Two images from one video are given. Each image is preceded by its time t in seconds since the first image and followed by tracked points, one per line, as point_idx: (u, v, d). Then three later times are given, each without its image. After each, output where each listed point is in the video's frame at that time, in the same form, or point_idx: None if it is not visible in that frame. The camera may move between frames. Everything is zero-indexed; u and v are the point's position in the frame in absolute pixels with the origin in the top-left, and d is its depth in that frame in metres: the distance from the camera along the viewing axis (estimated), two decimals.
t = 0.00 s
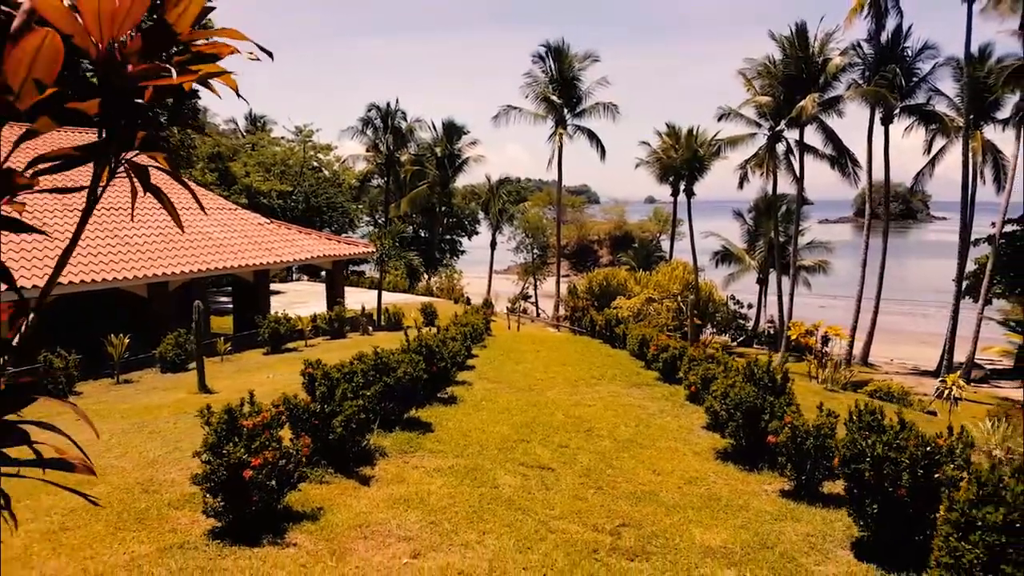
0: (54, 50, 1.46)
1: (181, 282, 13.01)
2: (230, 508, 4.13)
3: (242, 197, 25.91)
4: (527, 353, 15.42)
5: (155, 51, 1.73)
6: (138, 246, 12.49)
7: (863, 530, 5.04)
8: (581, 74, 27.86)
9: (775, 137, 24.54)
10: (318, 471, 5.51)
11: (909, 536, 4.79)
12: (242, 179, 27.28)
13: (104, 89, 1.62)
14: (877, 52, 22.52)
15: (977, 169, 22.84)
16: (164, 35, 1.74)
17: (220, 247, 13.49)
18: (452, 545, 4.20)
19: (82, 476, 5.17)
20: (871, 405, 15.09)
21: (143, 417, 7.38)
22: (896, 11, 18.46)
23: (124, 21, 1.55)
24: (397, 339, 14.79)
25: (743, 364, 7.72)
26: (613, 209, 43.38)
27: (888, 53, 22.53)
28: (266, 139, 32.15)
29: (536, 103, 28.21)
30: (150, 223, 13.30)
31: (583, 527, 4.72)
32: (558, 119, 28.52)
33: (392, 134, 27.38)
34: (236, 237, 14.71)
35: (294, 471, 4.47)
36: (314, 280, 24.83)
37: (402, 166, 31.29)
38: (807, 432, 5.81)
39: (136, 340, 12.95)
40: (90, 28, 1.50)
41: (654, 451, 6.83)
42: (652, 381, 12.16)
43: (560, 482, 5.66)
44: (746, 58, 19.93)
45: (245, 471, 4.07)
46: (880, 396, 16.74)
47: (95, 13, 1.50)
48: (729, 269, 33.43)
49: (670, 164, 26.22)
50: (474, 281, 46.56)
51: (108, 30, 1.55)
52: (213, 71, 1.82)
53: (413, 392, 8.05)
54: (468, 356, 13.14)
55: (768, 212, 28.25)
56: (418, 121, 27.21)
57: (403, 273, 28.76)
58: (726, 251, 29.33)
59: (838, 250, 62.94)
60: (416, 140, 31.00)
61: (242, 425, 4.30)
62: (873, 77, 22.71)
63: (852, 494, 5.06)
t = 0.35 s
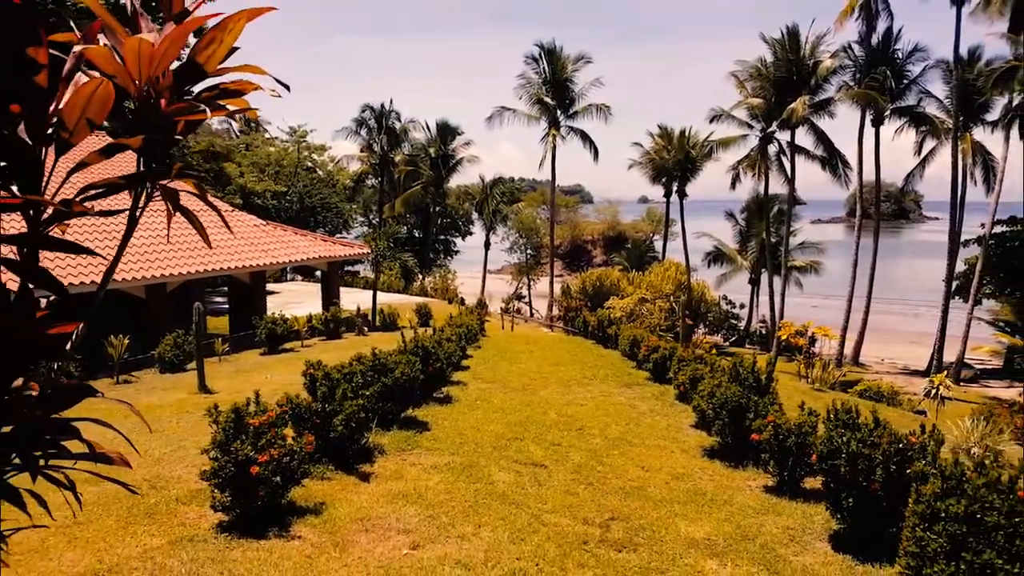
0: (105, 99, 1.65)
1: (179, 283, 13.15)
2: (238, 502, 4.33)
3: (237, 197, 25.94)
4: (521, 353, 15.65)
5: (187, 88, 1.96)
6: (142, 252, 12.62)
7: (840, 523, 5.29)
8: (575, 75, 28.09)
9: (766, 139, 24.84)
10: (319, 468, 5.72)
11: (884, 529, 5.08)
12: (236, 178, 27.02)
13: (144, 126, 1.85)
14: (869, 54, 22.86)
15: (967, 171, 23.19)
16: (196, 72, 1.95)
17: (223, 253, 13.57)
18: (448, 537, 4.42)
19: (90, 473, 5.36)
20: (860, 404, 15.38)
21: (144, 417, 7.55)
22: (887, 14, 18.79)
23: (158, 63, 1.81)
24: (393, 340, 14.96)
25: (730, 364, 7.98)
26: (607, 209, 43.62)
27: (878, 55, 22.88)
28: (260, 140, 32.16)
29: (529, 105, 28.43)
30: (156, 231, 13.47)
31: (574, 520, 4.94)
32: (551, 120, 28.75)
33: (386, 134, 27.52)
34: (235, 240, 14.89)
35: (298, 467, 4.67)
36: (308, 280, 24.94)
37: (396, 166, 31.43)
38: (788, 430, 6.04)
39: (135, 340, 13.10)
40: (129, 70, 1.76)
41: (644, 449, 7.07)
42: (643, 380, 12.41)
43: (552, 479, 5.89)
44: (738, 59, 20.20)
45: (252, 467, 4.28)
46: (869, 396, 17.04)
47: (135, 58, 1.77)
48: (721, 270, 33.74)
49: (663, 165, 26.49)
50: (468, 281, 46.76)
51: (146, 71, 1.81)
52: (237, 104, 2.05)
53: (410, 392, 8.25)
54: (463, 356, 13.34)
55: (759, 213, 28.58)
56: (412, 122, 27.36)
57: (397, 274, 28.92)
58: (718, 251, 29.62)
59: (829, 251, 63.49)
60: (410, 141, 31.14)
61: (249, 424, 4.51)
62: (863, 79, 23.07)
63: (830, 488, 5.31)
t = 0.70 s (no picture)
0: (132, 127, 1.80)
1: (175, 286, 13.20)
2: (240, 502, 4.45)
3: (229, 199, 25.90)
4: (515, 354, 15.79)
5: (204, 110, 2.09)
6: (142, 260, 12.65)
7: (824, 519, 5.47)
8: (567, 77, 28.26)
9: (757, 141, 25.09)
10: (318, 467, 5.85)
11: (864, 525, 5.24)
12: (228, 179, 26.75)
13: (164, 148, 1.99)
14: (859, 56, 23.17)
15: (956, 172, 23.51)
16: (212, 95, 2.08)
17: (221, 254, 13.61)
18: (445, 534, 4.56)
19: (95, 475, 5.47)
20: (849, 403, 15.61)
21: (141, 419, 7.63)
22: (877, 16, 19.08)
23: (177, 90, 1.95)
24: (388, 341, 15.07)
25: (719, 364, 8.16)
26: (599, 209, 43.79)
27: (869, 57, 23.19)
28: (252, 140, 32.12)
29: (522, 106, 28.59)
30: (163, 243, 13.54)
31: (566, 518, 5.09)
32: (544, 121, 28.93)
33: (379, 135, 27.58)
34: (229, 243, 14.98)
35: (298, 467, 4.80)
36: (302, 281, 24.98)
37: (390, 167, 31.50)
38: (774, 429, 6.21)
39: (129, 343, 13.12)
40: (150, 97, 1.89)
41: (634, 448, 7.23)
42: (635, 381, 12.59)
43: (545, 478, 6.03)
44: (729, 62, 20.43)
45: (254, 467, 4.40)
46: (859, 395, 17.29)
47: (157, 86, 1.91)
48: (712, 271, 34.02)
49: (655, 166, 26.72)
50: (461, 281, 46.89)
51: (168, 97, 1.96)
52: (250, 123, 2.19)
53: (405, 393, 8.41)
54: (457, 357, 13.49)
55: (750, 213, 28.85)
56: (405, 123, 27.45)
57: (391, 275, 29.02)
58: (709, 252, 29.85)
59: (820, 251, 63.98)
60: (402, 142, 31.22)
61: (250, 425, 4.63)
62: (854, 81, 23.39)
63: (813, 486, 5.50)
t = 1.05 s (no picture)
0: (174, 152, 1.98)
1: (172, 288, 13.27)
2: (247, 498, 4.63)
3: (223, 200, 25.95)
4: (509, 355, 16.01)
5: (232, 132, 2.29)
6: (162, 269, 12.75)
7: (806, 512, 5.72)
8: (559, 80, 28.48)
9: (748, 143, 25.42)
10: (320, 465, 6.03)
11: (845, 517, 5.52)
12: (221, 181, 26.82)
13: (198, 168, 2.19)
14: (848, 59, 23.55)
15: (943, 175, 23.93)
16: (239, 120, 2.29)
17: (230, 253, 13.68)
18: (444, 528, 4.75)
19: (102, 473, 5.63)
20: (837, 403, 15.92)
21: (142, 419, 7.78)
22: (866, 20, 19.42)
23: (210, 116, 2.15)
24: (384, 342, 15.25)
25: (708, 364, 8.43)
26: (591, 210, 44.06)
27: (858, 60, 23.56)
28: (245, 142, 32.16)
29: (514, 108, 28.82)
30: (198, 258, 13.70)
31: (560, 513, 5.30)
32: (536, 123, 29.16)
33: (373, 136, 27.73)
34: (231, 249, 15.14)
35: (302, 464, 4.97)
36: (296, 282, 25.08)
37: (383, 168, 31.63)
38: (760, 428, 6.45)
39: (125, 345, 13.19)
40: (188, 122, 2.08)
41: (626, 446, 7.45)
42: (626, 381, 12.85)
43: (539, 474, 6.24)
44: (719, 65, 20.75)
45: (261, 464, 4.58)
46: (848, 396, 17.61)
47: (194, 113, 2.10)
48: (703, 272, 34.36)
49: (646, 169, 27.03)
50: (454, 282, 47.06)
51: (201, 123, 2.15)
52: (275, 142, 2.39)
53: (403, 393, 8.61)
54: (452, 357, 13.72)
55: (741, 215, 29.18)
56: (398, 124, 27.58)
57: (384, 276, 29.14)
58: (701, 253, 30.15)
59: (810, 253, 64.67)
60: (395, 143, 31.36)
61: (257, 424, 4.82)
62: (843, 84, 23.77)
63: (796, 482, 5.75)
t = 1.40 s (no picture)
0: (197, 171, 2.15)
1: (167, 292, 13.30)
2: (249, 497, 4.77)
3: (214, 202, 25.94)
4: (501, 357, 16.17)
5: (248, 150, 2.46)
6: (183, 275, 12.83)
7: (792, 509, 5.92)
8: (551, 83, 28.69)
9: (738, 146, 25.72)
10: (320, 465, 6.16)
11: (827, 513, 5.70)
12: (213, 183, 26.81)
13: (216, 185, 2.36)
14: (837, 62, 23.90)
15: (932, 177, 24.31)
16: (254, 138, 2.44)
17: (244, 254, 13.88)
18: (442, 525, 4.91)
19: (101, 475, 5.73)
20: (825, 403, 16.20)
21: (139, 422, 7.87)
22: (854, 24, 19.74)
23: (229, 137, 2.32)
24: (379, 344, 15.37)
25: (697, 366, 8.64)
26: (583, 212, 44.28)
27: (847, 63, 23.90)
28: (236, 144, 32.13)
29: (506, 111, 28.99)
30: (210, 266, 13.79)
31: (553, 510, 5.46)
32: (528, 126, 29.35)
33: (365, 138, 27.82)
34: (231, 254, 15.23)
35: (303, 464, 5.11)
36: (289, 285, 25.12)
37: (375, 170, 31.71)
38: (748, 428, 6.65)
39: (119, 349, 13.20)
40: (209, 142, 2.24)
41: (617, 446, 7.62)
42: (618, 382, 13.04)
43: (533, 474, 6.40)
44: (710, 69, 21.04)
45: (264, 464, 4.73)
46: (837, 396, 17.90)
47: (213, 133, 2.27)
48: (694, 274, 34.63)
49: (638, 171, 27.29)
50: (446, 284, 47.15)
51: (221, 142, 2.32)
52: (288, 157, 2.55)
53: (399, 395, 8.76)
54: (446, 359, 13.88)
55: (732, 217, 29.50)
56: (390, 126, 27.69)
57: (377, 278, 29.22)
58: (691, 255, 30.41)
59: (798, 255, 65.29)
60: (387, 145, 31.44)
61: (259, 425, 4.96)
62: (833, 87, 24.12)
63: (781, 479, 5.95)
